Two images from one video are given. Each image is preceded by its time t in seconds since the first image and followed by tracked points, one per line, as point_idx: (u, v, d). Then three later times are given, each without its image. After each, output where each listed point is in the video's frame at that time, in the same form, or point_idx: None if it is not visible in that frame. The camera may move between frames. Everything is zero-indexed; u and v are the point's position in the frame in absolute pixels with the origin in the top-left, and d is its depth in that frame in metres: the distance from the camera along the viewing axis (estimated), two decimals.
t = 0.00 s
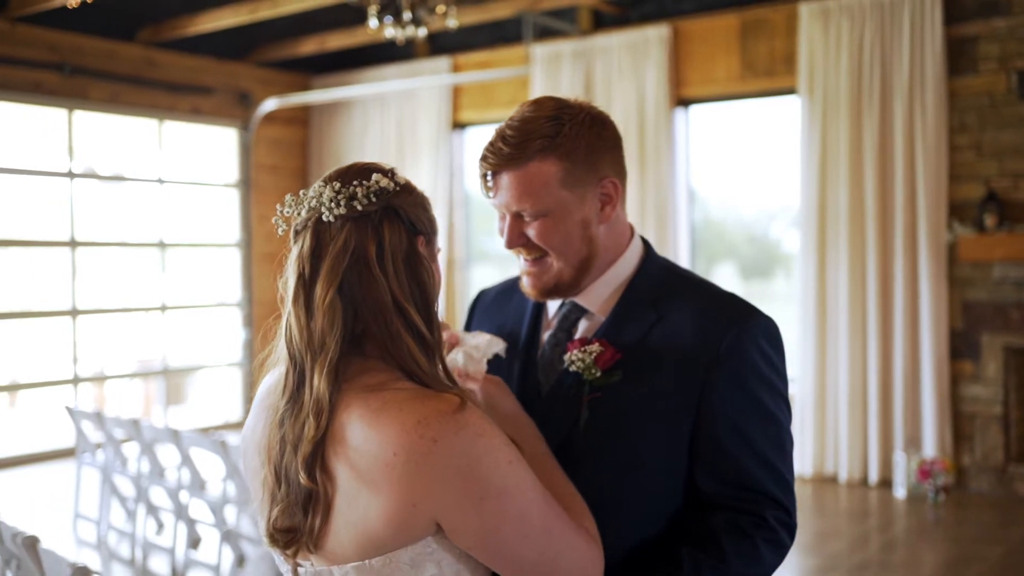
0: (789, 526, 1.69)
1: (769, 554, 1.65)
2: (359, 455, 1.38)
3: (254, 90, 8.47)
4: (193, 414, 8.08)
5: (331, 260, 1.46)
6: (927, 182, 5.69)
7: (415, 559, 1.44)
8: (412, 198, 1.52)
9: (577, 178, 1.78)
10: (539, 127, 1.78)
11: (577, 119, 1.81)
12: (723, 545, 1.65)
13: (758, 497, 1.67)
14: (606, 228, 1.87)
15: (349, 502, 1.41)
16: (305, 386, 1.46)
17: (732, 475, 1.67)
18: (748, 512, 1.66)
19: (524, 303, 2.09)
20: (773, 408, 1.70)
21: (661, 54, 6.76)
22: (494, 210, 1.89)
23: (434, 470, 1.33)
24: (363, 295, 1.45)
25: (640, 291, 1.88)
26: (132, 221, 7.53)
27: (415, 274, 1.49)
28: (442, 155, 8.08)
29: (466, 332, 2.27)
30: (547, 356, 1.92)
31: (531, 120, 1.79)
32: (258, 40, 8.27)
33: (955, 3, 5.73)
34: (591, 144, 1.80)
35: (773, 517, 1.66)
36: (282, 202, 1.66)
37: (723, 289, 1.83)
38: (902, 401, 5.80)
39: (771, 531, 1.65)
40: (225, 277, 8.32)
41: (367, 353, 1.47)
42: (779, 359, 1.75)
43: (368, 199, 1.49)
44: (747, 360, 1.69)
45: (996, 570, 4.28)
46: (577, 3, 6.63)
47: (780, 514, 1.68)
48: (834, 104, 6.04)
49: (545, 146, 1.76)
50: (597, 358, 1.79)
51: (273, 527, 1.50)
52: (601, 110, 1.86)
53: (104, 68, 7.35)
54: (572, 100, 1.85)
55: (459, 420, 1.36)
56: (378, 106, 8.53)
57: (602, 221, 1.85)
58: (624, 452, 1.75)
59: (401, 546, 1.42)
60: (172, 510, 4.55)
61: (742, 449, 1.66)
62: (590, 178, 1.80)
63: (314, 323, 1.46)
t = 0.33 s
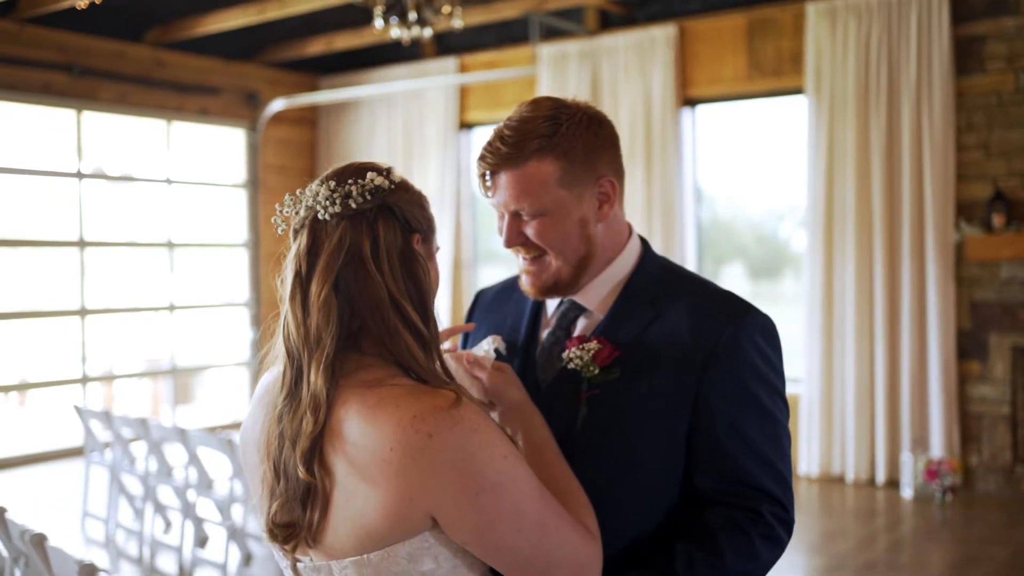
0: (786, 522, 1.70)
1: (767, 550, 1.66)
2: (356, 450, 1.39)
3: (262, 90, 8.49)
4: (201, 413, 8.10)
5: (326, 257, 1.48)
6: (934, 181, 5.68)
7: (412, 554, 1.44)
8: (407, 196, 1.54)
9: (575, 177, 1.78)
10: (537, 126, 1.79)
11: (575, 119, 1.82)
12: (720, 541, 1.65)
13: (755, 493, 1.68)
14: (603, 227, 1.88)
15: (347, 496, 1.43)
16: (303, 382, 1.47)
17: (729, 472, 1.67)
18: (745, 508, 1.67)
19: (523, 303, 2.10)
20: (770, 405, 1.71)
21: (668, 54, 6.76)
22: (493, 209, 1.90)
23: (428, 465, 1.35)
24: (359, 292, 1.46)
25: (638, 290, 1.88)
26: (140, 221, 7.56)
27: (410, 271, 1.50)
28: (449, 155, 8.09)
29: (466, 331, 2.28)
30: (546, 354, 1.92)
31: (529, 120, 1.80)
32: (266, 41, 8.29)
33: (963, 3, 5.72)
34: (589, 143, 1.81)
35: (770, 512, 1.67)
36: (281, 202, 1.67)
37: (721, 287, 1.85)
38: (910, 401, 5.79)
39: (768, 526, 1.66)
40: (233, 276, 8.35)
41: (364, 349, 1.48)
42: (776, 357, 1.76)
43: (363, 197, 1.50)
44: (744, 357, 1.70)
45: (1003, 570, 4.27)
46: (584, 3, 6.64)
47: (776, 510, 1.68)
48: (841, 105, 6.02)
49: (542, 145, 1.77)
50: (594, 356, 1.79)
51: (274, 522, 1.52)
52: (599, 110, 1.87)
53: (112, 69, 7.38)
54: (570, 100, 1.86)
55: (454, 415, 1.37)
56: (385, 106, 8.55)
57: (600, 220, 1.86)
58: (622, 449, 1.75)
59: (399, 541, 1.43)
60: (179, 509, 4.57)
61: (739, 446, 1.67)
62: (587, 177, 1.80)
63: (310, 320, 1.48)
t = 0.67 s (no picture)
0: (783, 517, 1.71)
1: (763, 545, 1.67)
2: (352, 445, 1.41)
3: (270, 91, 8.52)
4: (210, 413, 8.14)
5: (323, 254, 1.50)
6: (942, 181, 5.66)
7: (409, 549, 1.46)
8: (404, 195, 1.56)
9: (573, 175, 1.79)
10: (535, 126, 1.80)
11: (572, 118, 1.83)
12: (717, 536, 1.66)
13: (753, 490, 1.69)
14: (601, 225, 1.89)
15: (343, 490, 1.44)
16: (300, 377, 1.49)
17: (727, 469, 1.68)
18: (743, 503, 1.68)
19: (522, 302, 2.11)
20: (766, 401, 1.72)
21: (674, 53, 6.75)
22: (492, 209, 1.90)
23: (423, 460, 1.36)
24: (355, 288, 1.48)
25: (635, 288, 1.89)
26: (148, 221, 7.59)
27: (405, 269, 1.52)
28: (457, 155, 8.10)
29: (466, 330, 2.29)
30: (546, 352, 1.93)
31: (528, 119, 1.81)
32: (274, 42, 8.31)
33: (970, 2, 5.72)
34: (586, 142, 1.82)
35: (767, 507, 1.68)
36: (281, 200, 1.70)
37: (718, 284, 1.86)
38: (917, 401, 5.78)
39: (764, 521, 1.67)
40: (241, 276, 8.38)
41: (360, 345, 1.50)
42: (773, 353, 1.78)
43: (361, 195, 1.53)
44: (740, 352, 1.72)
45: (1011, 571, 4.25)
46: (591, 2, 6.64)
47: (773, 505, 1.69)
48: (848, 104, 6.01)
49: (540, 144, 1.77)
50: (593, 353, 1.80)
51: (271, 516, 1.54)
52: (596, 109, 1.88)
53: (121, 70, 7.42)
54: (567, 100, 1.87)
55: (450, 411, 1.39)
56: (393, 106, 8.56)
57: (598, 218, 1.87)
58: (620, 446, 1.76)
59: (396, 535, 1.45)
60: (187, 508, 4.60)
61: (735, 442, 1.68)
62: (585, 176, 1.81)
63: (306, 316, 1.49)
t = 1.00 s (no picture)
0: (780, 515, 1.72)
1: (759, 541, 1.68)
2: (349, 442, 1.45)
3: (278, 92, 8.54)
4: (218, 412, 8.16)
5: (320, 253, 1.54)
6: (949, 181, 5.65)
7: (405, 545, 1.49)
8: (402, 195, 1.60)
9: (571, 175, 1.80)
10: (533, 126, 1.81)
11: (570, 118, 1.84)
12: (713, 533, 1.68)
13: (749, 487, 1.70)
14: (599, 224, 1.90)
15: (340, 488, 1.49)
16: (298, 375, 1.54)
17: (724, 467, 1.70)
18: (739, 500, 1.69)
19: (521, 301, 2.12)
20: (763, 399, 1.73)
21: (681, 54, 6.74)
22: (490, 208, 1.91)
23: (419, 458, 1.40)
24: (352, 288, 1.53)
25: (633, 287, 1.91)
26: (157, 221, 7.62)
27: (402, 269, 1.56)
28: (464, 155, 8.11)
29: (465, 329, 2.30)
30: (544, 350, 1.93)
31: (526, 119, 1.82)
32: (282, 42, 8.34)
33: (978, 1, 5.70)
34: (583, 142, 1.83)
35: (763, 505, 1.69)
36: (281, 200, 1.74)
37: (716, 284, 1.88)
38: (924, 401, 5.77)
39: (760, 518, 1.68)
40: (249, 276, 8.42)
41: (358, 344, 1.54)
42: (770, 351, 1.79)
43: (358, 195, 1.57)
44: (736, 351, 1.73)
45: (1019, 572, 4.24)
46: (598, 3, 6.64)
47: (770, 502, 1.70)
48: (855, 104, 6.00)
49: (538, 144, 1.78)
50: (591, 351, 1.81)
51: (270, 512, 1.59)
52: (593, 110, 1.89)
53: (130, 71, 7.44)
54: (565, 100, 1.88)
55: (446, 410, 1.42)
56: (400, 106, 8.58)
57: (596, 217, 1.88)
58: (617, 444, 1.78)
59: (393, 532, 1.48)
60: (195, 507, 4.63)
61: (732, 440, 1.69)
62: (583, 175, 1.82)
63: (304, 315, 1.54)
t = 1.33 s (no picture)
0: (774, 511, 1.74)
1: (753, 537, 1.71)
2: (344, 441, 1.47)
3: (285, 92, 8.57)
4: (225, 411, 8.19)
5: (317, 252, 1.56)
6: (956, 181, 5.63)
7: (402, 541, 1.51)
8: (399, 196, 1.62)
9: (568, 174, 1.81)
10: (530, 128, 1.81)
11: (567, 119, 1.85)
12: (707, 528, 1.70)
13: (744, 484, 1.72)
14: (596, 223, 1.91)
15: (336, 485, 1.50)
16: (294, 373, 1.55)
17: (720, 464, 1.72)
18: (733, 496, 1.71)
19: (520, 299, 2.13)
20: (759, 396, 1.75)
21: (687, 54, 6.74)
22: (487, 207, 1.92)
23: (414, 455, 1.42)
24: (348, 287, 1.54)
25: (630, 285, 1.92)
26: (164, 221, 7.65)
27: (398, 268, 1.58)
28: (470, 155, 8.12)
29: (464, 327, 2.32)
30: (541, 349, 1.94)
31: (523, 119, 1.83)
32: (289, 43, 8.36)
33: (985, 0, 5.69)
34: (580, 142, 1.84)
35: (758, 501, 1.71)
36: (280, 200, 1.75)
37: (713, 282, 1.89)
38: (931, 401, 5.76)
39: (755, 515, 1.71)
40: (256, 276, 8.45)
41: (354, 343, 1.56)
42: (765, 348, 1.81)
43: (355, 195, 1.59)
44: (732, 349, 1.75)
45: None
46: (604, 3, 6.63)
47: (764, 498, 1.73)
48: (861, 104, 5.99)
49: (536, 143, 1.79)
50: (587, 349, 1.81)
51: (267, 509, 1.60)
52: (589, 110, 1.90)
53: (138, 72, 7.47)
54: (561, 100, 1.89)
55: (441, 407, 1.44)
56: (406, 106, 8.59)
57: (593, 217, 1.89)
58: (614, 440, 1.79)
59: (389, 529, 1.50)
60: (201, 506, 4.67)
61: (728, 438, 1.71)
62: (580, 175, 1.83)
63: (300, 314, 1.55)
